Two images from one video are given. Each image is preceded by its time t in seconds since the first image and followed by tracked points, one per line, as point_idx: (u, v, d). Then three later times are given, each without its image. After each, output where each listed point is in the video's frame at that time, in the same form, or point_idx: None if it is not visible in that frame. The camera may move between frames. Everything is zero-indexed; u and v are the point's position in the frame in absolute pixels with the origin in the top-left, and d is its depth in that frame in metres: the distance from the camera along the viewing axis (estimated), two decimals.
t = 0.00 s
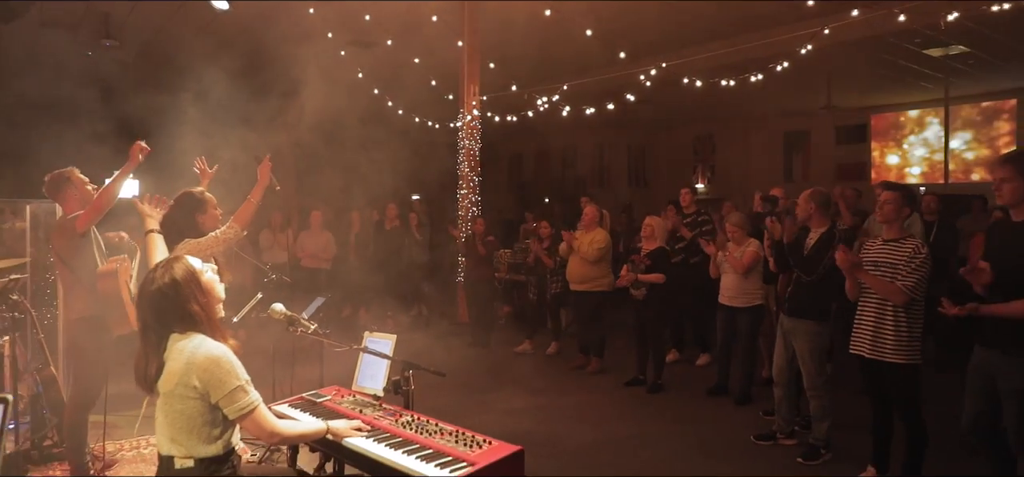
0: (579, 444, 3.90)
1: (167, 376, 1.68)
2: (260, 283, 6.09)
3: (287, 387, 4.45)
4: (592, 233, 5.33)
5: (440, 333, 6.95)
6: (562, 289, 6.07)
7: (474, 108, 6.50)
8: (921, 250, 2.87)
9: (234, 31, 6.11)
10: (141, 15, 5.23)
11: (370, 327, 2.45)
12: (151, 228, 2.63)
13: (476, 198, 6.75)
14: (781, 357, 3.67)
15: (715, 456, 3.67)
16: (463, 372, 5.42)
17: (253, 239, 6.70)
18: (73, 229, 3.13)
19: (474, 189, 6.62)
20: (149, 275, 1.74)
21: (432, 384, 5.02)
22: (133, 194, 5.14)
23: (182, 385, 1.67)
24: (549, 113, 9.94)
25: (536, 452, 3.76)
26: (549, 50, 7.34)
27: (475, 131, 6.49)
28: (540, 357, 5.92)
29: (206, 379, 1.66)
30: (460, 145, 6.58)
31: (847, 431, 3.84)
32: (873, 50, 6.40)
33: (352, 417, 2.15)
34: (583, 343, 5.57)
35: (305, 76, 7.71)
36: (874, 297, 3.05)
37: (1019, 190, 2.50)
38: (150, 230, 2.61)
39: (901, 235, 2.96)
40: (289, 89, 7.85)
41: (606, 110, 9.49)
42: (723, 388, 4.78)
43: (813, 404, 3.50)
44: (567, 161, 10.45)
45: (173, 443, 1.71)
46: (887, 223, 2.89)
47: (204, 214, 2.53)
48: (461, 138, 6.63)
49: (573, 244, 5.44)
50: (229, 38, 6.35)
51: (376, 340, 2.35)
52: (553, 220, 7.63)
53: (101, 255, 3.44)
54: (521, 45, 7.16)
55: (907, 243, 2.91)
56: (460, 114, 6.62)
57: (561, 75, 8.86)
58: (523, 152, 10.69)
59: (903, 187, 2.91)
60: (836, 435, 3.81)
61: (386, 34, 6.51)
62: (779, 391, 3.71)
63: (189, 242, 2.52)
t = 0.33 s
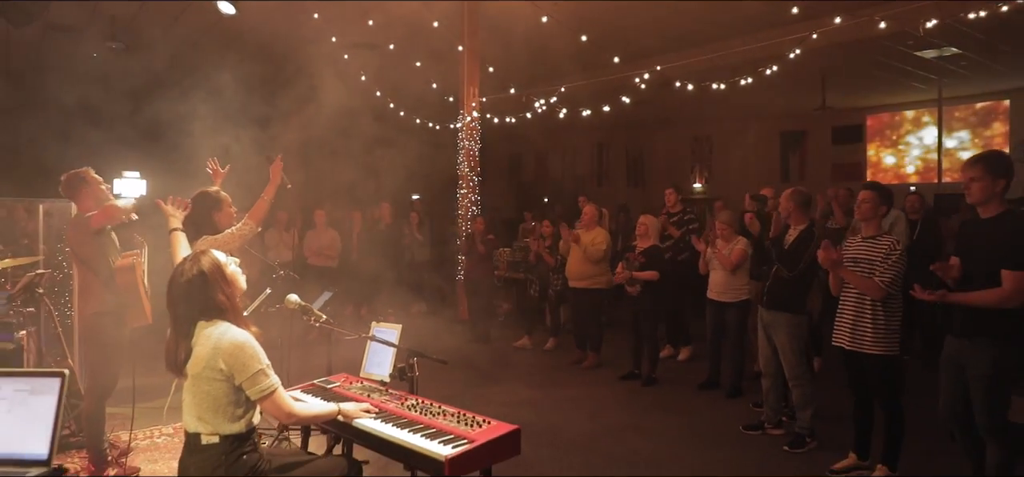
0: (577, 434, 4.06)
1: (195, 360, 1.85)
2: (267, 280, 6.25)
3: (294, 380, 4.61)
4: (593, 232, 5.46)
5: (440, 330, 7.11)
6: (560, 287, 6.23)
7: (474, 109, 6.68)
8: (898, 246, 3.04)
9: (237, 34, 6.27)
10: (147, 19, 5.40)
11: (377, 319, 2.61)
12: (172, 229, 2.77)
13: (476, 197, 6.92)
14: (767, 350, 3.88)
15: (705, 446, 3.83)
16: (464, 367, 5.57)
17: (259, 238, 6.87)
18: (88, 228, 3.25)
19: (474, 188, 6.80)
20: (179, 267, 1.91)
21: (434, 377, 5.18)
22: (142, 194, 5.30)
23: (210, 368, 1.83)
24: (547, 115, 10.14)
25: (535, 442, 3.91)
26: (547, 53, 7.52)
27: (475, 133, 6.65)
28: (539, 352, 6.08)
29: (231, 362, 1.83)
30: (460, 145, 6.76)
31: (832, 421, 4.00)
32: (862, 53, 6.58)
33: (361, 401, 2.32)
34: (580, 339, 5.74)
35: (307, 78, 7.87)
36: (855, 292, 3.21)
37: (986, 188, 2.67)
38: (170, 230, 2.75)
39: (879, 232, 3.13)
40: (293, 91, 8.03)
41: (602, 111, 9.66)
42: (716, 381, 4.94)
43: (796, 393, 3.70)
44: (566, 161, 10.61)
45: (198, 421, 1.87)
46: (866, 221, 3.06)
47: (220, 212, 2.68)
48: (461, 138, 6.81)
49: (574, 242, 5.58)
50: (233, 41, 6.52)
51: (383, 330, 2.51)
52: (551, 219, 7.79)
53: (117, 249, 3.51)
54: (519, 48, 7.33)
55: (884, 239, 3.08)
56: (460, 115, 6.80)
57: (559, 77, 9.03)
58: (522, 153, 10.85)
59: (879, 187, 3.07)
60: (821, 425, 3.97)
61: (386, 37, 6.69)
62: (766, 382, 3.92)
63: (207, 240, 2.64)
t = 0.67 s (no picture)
0: (576, 424, 4.21)
1: (219, 346, 2.00)
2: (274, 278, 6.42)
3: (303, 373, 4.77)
4: (594, 231, 5.60)
5: (443, 327, 7.27)
6: (559, 284, 6.39)
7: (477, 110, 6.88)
8: (881, 243, 3.19)
9: (245, 36, 6.44)
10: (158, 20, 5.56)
11: (386, 310, 2.77)
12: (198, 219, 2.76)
13: (478, 196, 7.10)
14: (758, 344, 4.03)
15: (699, 436, 3.98)
16: (467, 361, 5.72)
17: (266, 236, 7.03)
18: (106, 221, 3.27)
19: (476, 188, 6.98)
20: (206, 260, 2.08)
21: (437, 372, 5.34)
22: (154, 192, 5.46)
23: (233, 353, 1.99)
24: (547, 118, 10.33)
25: (535, 432, 4.06)
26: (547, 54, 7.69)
27: (478, 134, 6.81)
28: (540, 348, 6.24)
29: (254, 348, 1.98)
30: (463, 145, 6.96)
31: (821, 412, 4.15)
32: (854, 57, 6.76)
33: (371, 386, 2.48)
34: (578, 334, 5.88)
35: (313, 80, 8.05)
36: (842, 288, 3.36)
37: (957, 187, 2.83)
38: (197, 220, 2.75)
39: (862, 230, 3.29)
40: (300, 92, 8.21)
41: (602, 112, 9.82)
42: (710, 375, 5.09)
43: (786, 385, 3.85)
44: (567, 162, 10.78)
45: (223, 402, 2.02)
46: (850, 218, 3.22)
47: (238, 209, 2.92)
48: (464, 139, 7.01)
49: (575, 240, 5.72)
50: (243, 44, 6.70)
51: (392, 320, 2.67)
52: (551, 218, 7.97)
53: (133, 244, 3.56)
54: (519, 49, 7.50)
55: (868, 237, 3.23)
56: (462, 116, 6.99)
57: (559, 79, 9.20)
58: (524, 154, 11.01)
59: (863, 186, 3.23)
60: (810, 416, 4.12)
61: (390, 40, 6.87)
62: (758, 374, 4.07)
63: (226, 233, 2.83)
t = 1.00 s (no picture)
0: (574, 417, 4.36)
1: (238, 339, 2.16)
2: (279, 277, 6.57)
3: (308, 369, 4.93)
4: (592, 231, 5.75)
5: (443, 325, 7.42)
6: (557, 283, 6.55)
7: (477, 112, 7.04)
8: (860, 243, 3.37)
9: (253, 40, 6.62)
10: (162, 23, 5.75)
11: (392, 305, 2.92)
12: (226, 211, 2.92)
13: (478, 197, 7.27)
14: (749, 340, 4.18)
15: (692, 429, 4.13)
16: (467, 358, 5.87)
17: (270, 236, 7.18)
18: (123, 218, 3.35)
19: (477, 189, 7.13)
20: (231, 257, 2.26)
21: (438, 368, 5.49)
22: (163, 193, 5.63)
23: (252, 346, 2.15)
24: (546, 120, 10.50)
25: (534, 424, 4.21)
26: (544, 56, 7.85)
27: (477, 135, 6.98)
28: (538, 346, 6.38)
29: (271, 341, 2.14)
30: (463, 146, 7.13)
31: (809, 406, 4.31)
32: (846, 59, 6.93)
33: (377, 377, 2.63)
34: (576, 332, 6.03)
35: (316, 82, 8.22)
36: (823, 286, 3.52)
37: (931, 188, 3.01)
38: (225, 213, 2.92)
39: (842, 229, 3.46)
40: (304, 94, 8.37)
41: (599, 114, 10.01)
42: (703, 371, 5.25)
43: (776, 379, 4.01)
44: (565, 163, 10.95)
45: (240, 393, 2.18)
46: (831, 219, 3.40)
47: (252, 211, 3.15)
48: (464, 140, 7.18)
49: (573, 240, 5.87)
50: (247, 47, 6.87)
51: (396, 314, 2.82)
52: (549, 220, 8.14)
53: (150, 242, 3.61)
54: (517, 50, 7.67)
55: (848, 237, 3.41)
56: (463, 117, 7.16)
57: (557, 81, 9.37)
58: (523, 155, 11.17)
59: (843, 188, 3.42)
60: (799, 409, 4.28)
61: (390, 42, 7.04)
62: (749, 369, 4.22)
63: (247, 233, 3.09)
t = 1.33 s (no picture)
0: (573, 411, 4.52)
1: (260, 333, 2.33)
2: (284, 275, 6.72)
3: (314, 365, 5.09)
4: (589, 231, 5.91)
5: (443, 323, 7.57)
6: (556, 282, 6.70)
7: (478, 115, 7.19)
8: (839, 245, 3.54)
9: (262, 45, 6.79)
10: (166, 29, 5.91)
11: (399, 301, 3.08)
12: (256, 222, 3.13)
13: (479, 199, 7.42)
14: (741, 337, 4.35)
15: (686, 422, 4.29)
16: (468, 355, 6.02)
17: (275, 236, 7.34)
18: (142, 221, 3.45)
19: (477, 190, 7.28)
20: (252, 256, 2.42)
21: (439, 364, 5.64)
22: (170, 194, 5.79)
23: (273, 339, 2.32)
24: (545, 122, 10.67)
25: (534, 417, 4.36)
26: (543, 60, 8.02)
27: (478, 138, 7.13)
28: (536, 344, 6.53)
29: (291, 334, 2.31)
30: (465, 149, 7.28)
31: (797, 401, 4.48)
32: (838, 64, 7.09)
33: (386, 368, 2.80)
34: (574, 330, 6.20)
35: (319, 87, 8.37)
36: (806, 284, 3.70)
37: (909, 192, 3.19)
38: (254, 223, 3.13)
39: (822, 230, 3.64)
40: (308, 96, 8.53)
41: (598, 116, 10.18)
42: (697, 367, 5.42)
43: (766, 374, 4.18)
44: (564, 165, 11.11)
45: (261, 383, 2.35)
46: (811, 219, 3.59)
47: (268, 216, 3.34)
48: (465, 142, 7.35)
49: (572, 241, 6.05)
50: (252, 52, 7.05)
51: (403, 309, 2.99)
52: (547, 220, 8.30)
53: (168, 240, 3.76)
54: (517, 53, 7.82)
55: (828, 238, 3.58)
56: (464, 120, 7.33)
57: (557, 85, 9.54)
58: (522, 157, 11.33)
59: (825, 191, 3.62)
60: (788, 404, 4.44)
61: (392, 47, 7.20)
62: (741, 365, 4.39)
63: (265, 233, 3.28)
